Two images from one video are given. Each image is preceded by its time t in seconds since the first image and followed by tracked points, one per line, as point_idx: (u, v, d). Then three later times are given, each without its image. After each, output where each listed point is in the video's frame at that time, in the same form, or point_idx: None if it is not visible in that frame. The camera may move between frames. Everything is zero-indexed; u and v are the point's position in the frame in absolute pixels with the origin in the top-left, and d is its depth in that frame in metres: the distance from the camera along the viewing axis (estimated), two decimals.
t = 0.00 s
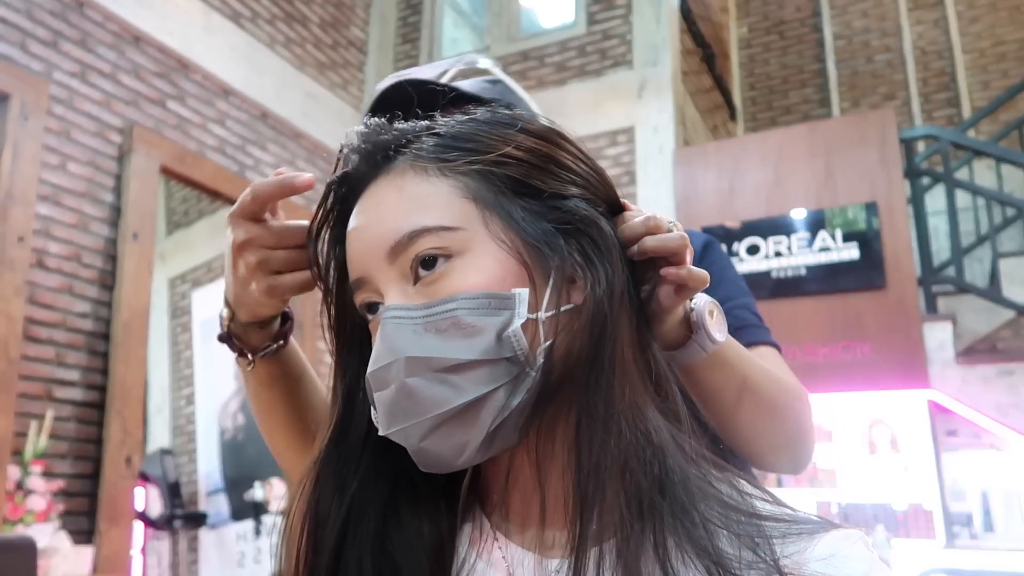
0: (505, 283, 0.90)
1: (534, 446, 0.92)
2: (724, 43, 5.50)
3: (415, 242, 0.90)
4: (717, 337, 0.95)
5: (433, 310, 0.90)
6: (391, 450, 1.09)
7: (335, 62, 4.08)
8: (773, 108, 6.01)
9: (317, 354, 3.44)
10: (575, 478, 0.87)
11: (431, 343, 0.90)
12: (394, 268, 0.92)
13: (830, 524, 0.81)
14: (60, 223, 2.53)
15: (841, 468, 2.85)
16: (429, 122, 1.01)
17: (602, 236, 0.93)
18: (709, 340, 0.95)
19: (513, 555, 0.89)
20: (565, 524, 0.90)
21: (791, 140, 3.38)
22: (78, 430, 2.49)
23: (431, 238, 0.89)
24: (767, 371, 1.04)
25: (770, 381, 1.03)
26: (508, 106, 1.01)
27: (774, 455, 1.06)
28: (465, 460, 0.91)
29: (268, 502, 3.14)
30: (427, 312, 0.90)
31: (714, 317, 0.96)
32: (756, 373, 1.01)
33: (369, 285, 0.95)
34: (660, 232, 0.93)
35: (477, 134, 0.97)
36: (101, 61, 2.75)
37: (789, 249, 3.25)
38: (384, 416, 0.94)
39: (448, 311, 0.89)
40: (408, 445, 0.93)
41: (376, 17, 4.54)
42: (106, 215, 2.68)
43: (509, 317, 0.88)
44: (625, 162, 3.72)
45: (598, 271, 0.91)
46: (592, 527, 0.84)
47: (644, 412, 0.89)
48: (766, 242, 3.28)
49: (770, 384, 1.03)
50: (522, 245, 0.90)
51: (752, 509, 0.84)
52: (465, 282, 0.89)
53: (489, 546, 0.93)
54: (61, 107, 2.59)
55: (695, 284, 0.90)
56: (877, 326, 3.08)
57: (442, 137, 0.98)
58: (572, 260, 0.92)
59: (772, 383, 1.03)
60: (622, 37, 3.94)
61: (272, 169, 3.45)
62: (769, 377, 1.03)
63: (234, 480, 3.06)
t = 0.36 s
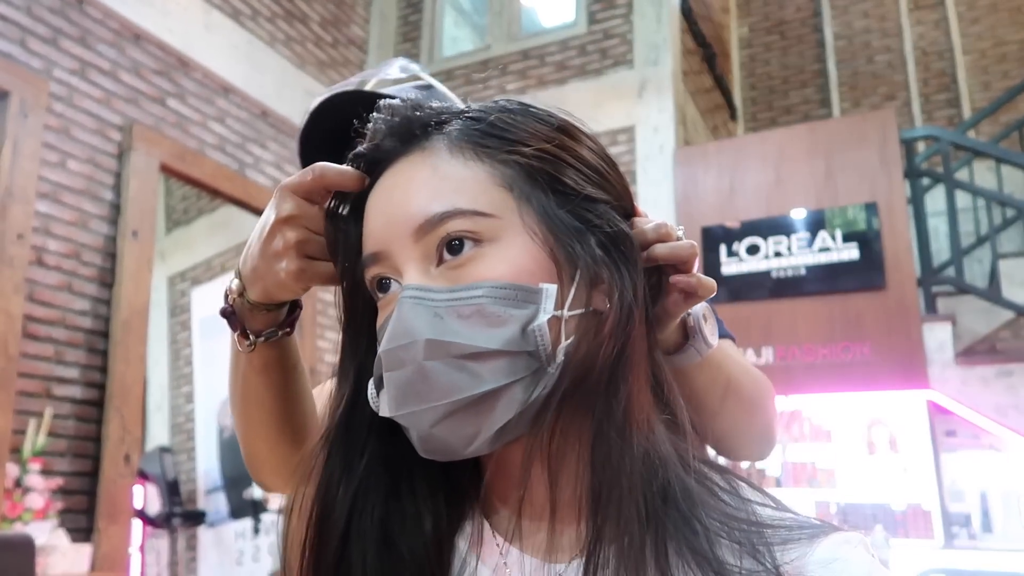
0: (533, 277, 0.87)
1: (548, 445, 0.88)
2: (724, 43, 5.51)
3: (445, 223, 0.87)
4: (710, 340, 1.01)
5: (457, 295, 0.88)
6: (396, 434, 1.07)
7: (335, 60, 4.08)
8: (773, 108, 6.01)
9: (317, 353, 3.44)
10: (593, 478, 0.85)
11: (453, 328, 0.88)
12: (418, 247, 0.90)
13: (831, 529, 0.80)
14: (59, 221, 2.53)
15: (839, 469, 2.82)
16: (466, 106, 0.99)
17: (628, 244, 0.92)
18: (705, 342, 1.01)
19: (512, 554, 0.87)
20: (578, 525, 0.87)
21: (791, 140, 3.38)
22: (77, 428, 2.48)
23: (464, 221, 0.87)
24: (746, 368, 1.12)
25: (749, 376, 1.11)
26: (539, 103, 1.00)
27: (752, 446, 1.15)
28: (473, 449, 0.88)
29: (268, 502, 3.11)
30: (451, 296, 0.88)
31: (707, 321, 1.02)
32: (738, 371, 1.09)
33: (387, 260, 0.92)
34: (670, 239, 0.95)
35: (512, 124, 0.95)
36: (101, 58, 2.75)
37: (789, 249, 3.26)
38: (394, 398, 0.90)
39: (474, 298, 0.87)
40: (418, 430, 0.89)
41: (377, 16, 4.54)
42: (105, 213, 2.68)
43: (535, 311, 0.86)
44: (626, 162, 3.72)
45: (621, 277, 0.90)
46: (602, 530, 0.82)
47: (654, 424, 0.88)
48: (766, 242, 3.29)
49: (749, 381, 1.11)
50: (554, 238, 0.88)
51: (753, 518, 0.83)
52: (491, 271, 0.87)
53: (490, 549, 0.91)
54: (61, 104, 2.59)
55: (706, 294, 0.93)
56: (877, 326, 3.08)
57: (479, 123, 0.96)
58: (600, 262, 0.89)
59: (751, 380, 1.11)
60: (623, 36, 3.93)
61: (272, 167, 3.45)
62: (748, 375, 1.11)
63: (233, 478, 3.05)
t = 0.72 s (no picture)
0: (555, 273, 0.87)
1: (558, 447, 0.87)
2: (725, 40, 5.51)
3: (470, 212, 0.87)
4: (710, 343, 1.04)
5: (478, 284, 0.87)
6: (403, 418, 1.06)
7: (336, 59, 4.08)
8: (774, 106, 6.01)
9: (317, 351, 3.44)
10: (605, 480, 0.85)
11: (473, 317, 0.87)
12: (440, 234, 0.89)
13: (829, 526, 0.80)
14: (60, 219, 2.53)
15: (839, 468, 2.83)
16: (494, 98, 1.00)
17: (645, 250, 0.92)
18: (703, 346, 1.04)
19: (511, 549, 0.88)
20: (585, 522, 0.86)
21: (792, 138, 3.38)
22: (78, 426, 2.49)
23: (488, 210, 0.87)
24: (730, 360, 1.16)
25: (735, 367, 1.16)
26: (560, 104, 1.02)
27: (741, 435, 1.20)
28: (483, 442, 0.86)
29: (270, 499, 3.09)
30: (473, 287, 0.87)
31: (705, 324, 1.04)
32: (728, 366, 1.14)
33: (404, 245, 0.91)
34: (675, 249, 0.95)
35: (542, 121, 0.96)
36: (102, 56, 2.75)
37: (789, 247, 3.26)
38: (407, 382, 0.88)
39: (495, 291, 0.86)
40: (430, 417, 0.87)
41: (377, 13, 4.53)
42: (106, 211, 2.68)
43: (555, 307, 0.85)
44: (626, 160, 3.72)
45: (636, 279, 0.90)
46: (610, 532, 0.81)
47: (658, 428, 0.89)
48: (766, 240, 3.28)
49: (737, 373, 1.15)
50: (576, 234, 0.88)
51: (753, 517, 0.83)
52: (513, 265, 0.87)
53: (485, 543, 0.91)
54: (62, 102, 2.59)
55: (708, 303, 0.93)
56: (877, 323, 3.07)
57: (506, 115, 0.97)
58: (618, 261, 0.89)
59: (738, 371, 1.16)
60: (622, 34, 3.93)
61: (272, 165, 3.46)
62: (734, 365, 1.16)
63: (233, 476, 3.02)
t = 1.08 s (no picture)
0: (576, 277, 0.87)
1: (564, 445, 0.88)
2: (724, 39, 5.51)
3: (493, 210, 0.86)
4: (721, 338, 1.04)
5: (500, 284, 0.86)
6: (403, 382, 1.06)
7: (336, 58, 4.08)
8: (773, 105, 6.02)
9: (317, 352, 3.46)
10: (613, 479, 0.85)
11: (495, 317, 0.85)
12: (459, 230, 0.88)
13: (826, 522, 0.80)
14: (60, 220, 2.53)
15: (840, 466, 2.83)
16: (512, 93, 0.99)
17: (656, 256, 0.93)
18: (712, 339, 1.03)
19: (512, 546, 0.89)
20: (589, 521, 0.87)
21: (792, 137, 3.38)
22: (78, 427, 2.49)
23: (511, 209, 0.86)
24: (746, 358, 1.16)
25: (750, 366, 1.15)
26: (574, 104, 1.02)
27: (751, 436, 1.19)
28: (498, 444, 0.84)
29: (269, 499, 3.08)
30: (494, 287, 0.85)
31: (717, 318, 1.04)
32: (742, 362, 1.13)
33: (419, 238, 0.90)
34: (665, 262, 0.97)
35: (565, 121, 0.95)
36: (101, 57, 2.75)
37: (789, 246, 3.26)
38: (424, 381, 0.85)
39: (518, 291, 0.85)
40: (449, 417, 0.84)
41: (377, 13, 4.53)
42: (106, 211, 2.68)
43: (576, 312, 0.85)
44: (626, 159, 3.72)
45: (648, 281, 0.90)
46: (618, 529, 0.81)
47: (663, 430, 0.90)
48: (766, 239, 3.29)
49: (750, 373, 1.14)
50: (598, 237, 0.88)
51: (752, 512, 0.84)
52: (534, 266, 0.86)
53: (483, 539, 0.91)
54: (61, 103, 2.59)
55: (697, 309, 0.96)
56: (877, 322, 3.08)
57: (525, 109, 0.96)
58: (632, 263, 0.89)
59: (752, 370, 1.15)
60: (622, 33, 3.93)
61: (272, 165, 3.46)
62: (749, 363, 1.15)
63: (234, 476, 3.06)
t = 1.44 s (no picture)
0: (593, 290, 0.88)
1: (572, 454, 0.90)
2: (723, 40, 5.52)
3: (511, 219, 0.86)
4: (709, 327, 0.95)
5: (517, 295, 0.86)
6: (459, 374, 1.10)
7: (334, 59, 4.08)
8: (772, 106, 6.02)
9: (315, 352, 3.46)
10: (619, 486, 0.86)
11: (512, 329, 0.85)
12: (476, 236, 0.88)
13: (826, 523, 0.80)
14: (59, 221, 2.53)
15: (839, 466, 2.86)
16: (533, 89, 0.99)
17: (668, 268, 0.95)
18: (702, 327, 0.95)
19: (514, 553, 0.88)
20: (593, 523, 0.87)
21: (790, 138, 3.38)
22: (77, 427, 2.49)
23: (530, 219, 0.86)
24: (772, 362, 1.03)
25: (776, 370, 1.03)
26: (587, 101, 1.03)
27: (783, 445, 1.06)
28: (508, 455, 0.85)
29: (267, 500, 3.12)
30: (511, 299, 0.86)
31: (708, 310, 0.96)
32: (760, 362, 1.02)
33: (434, 240, 0.90)
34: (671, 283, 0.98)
35: (584, 125, 0.96)
36: (100, 57, 2.75)
37: (787, 247, 3.26)
38: (437, 390, 0.85)
39: (536, 304, 0.86)
40: (461, 427, 0.84)
41: (375, 14, 4.53)
42: (104, 212, 2.68)
43: (591, 326, 0.86)
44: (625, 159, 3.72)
45: (659, 294, 0.93)
46: (624, 532, 0.82)
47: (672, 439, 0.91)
48: (765, 240, 3.28)
49: (775, 375, 1.03)
50: (613, 250, 0.90)
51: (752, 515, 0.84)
52: (551, 279, 0.87)
53: (482, 541, 0.91)
54: (60, 103, 2.59)
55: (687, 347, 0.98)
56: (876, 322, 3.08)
57: (544, 109, 0.96)
58: (645, 276, 0.93)
59: (778, 373, 1.03)
60: (621, 34, 3.94)
61: (271, 166, 3.46)
62: (772, 365, 1.03)
63: (233, 476, 3.06)
